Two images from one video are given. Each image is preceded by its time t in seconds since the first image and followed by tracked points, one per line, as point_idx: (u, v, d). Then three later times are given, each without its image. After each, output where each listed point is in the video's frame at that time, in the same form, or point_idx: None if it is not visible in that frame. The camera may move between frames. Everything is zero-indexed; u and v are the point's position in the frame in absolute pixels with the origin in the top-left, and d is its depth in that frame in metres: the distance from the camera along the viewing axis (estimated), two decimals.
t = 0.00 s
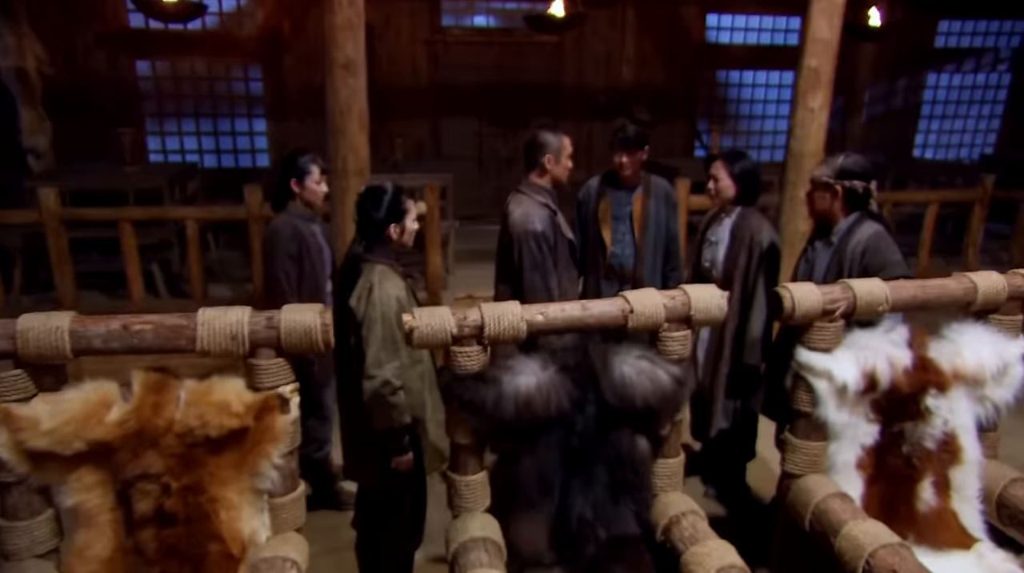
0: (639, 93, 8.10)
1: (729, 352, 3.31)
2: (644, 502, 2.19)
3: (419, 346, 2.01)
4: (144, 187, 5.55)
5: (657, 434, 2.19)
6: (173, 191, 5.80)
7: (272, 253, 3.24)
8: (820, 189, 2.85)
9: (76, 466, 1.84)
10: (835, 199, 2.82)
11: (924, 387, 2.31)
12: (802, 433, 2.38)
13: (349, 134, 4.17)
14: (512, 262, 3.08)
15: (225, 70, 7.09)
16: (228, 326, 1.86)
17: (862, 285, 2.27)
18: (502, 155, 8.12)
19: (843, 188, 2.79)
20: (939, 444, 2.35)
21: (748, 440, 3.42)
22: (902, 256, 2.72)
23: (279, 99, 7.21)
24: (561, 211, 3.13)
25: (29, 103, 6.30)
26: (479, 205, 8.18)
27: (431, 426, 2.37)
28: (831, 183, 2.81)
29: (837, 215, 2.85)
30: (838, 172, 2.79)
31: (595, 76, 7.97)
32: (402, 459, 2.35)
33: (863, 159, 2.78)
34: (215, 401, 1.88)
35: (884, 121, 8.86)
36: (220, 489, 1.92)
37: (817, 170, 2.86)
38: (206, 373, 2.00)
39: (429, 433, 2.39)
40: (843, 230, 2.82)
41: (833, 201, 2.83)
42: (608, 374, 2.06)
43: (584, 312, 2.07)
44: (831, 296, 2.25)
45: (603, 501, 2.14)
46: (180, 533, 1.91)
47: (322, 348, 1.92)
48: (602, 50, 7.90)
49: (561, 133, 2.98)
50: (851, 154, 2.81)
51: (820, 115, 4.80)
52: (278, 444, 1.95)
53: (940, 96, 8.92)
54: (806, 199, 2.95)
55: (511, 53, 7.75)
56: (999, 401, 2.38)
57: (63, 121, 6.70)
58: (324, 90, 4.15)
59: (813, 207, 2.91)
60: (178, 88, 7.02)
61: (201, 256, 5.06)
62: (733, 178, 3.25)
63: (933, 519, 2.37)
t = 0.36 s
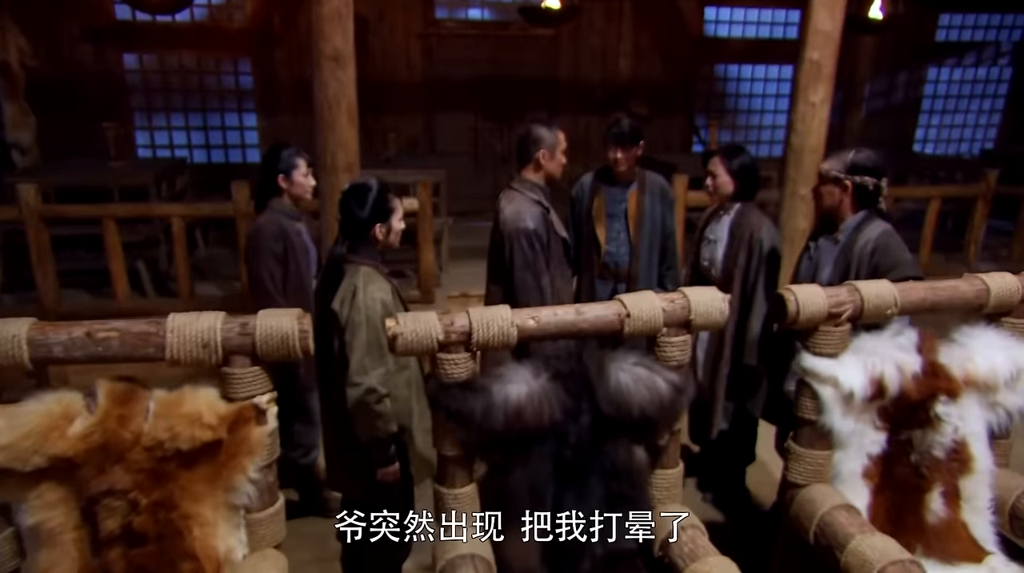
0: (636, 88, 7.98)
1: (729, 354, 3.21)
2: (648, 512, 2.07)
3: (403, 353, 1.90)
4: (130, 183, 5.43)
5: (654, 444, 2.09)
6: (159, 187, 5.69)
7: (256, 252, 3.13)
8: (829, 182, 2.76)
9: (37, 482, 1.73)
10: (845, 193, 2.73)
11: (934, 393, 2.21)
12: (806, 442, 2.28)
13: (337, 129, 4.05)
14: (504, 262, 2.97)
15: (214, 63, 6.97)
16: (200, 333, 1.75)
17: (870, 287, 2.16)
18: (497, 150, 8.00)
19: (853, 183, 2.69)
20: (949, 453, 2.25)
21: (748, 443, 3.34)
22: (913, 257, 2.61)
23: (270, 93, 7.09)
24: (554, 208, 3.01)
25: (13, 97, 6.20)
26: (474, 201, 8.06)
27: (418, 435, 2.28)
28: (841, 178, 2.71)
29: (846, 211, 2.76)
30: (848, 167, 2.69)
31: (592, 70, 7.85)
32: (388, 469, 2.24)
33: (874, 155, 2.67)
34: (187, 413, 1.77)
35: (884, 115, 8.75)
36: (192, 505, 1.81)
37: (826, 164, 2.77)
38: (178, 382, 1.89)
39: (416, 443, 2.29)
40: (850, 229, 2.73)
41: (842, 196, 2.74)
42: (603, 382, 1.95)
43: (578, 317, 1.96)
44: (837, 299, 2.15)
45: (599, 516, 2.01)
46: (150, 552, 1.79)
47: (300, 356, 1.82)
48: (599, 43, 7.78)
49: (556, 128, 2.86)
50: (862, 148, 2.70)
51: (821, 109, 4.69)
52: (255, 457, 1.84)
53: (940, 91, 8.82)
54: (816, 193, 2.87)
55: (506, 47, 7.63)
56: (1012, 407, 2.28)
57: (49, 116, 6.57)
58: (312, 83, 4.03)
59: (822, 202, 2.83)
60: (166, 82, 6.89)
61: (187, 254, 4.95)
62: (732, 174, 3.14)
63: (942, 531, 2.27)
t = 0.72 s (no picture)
0: (632, 82, 7.87)
1: (726, 355, 3.11)
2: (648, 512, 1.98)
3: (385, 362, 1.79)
4: (114, 180, 5.33)
5: (650, 455, 1.99)
6: (145, 184, 5.59)
7: (236, 253, 3.06)
8: (831, 180, 2.65)
9: None
10: (848, 191, 2.63)
11: (942, 401, 2.11)
12: (809, 451, 2.19)
13: (325, 124, 3.96)
14: (495, 261, 2.87)
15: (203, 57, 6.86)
16: (166, 341, 1.64)
17: (877, 290, 2.07)
18: (491, 145, 7.89)
19: (856, 180, 2.60)
20: (957, 463, 2.15)
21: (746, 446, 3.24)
22: (920, 258, 2.53)
23: (259, 86, 6.99)
24: (547, 206, 2.90)
25: None
26: (468, 197, 7.96)
27: (402, 443, 2.18)
28: (843, 176, 2.61)
29: (849, 210, 2.66)
30: (851, 165, 2.59)
31: (588, 64, 7.74)
32: (371, 482, 2.14)
33: (876, 150, 2.58)
34: (153, 427, 1.66)
35: (883, 110, 8.65)
36: (162, 524, 1.70)
37: (825, 162, 2.67)
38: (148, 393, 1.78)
39: (401, 452, 2.19)
40: (855, 229, 2.64)
41: (844, 194, 2.64)
42: (597, 392, 1.84)
43: (570, 324, 1.85)
44: (842, 303, 2.05)
45: (598, 517, 1.90)
46: None
47: (274, 365, 1.71)
48: (595, 36, 7.66)
49: (549, 123, 2.75)
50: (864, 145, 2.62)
51: (821, 104, 4.59)
52: (227, 472, 1.72)
53: (940, 85, 8.73)
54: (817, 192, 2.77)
55: (500, 40, 7.52)
56: None
57: (32, 111, 6.50)
58: (298, 76, 3.94)
59: (824, 201, 2.73)
60: (153, 76, 6.78)
61: (172, 252, 4.85)
62: (731, 169, 3.02)
63: (950, 543, 2.18)
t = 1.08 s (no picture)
0: (627, 77, 7.75)
1: (721, 359, 3.02)
2: (648, 510, 1.88)
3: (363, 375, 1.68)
4: (95, 177, 5.25)
5: (645, 470, 1.88)
6: (126, 181, 5.53)
7: (214, 254, 3.03)
8: (842, 178, 2.51)
9: None
10: (859, 187, 2.54)
11: (950, 412, 2.01)
12: (810, 462, 2.09)
13: (309, 121, 3.95)
14: (482, 263, 2.76)
15: (187, 51, 6.90)
16: (125, 353, 1.53)
17: (882, 294, 1.98)
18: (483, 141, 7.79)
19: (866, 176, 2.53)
20: (965, 475, 2.05)
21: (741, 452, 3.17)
22: (926, 259, 2.45)
23: (245, 83, 7.05)
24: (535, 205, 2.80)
25: None
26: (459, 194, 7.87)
27: (384, 456, 2.06)
28: (857, 171, 2.51)
29: (856, 210, 2.57)
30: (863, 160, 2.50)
31: (582, 59, 7.62)
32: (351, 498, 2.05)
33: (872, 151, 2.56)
34: (113, 445, 1.55)
35: (881, 106, 8.56)
36: (123, 548, 1.58)
37: (829, 161, 2.54)
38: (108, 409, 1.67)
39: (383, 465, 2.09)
40: (858, 230, 2.56)
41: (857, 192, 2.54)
42: (588, 404, 1.74)
43: (559, 333, 1.75)
44: (846, 309, 1.95)
45: (598, 518, 1.78)
46: None
47: (244, 379, 1.60)
48: (589, 30, 7.54)
49: (537, 118, 2.65)
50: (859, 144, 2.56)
51: (819, 100, 4.49)
52: (195, 492, 1.61)
53: (937, 80, 8.66)
54: (817, 193, 2.62)
55: (492, 35, 7.42)
56: None
57: (13, 107, 6.55)
58: (282, 70, 3.90)
59: (830, 206, 2.59)
60: (137, 71, 6.85)
61: (153, 252, 4.76)
62: (727, 168, 2.93)
63: (957, 558, 2.09)
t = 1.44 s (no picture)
0: (625, 73, 7.64)
1: (723, 367, 2.91)
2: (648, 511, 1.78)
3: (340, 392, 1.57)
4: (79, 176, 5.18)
5: (641, 488, 1.77)
6: (111, 179, 5.47)
7: (194, 257, 2.94)
8: (848, 178, 2.41)
9: None
10: (864, 188, 2.44)
11: (961, 425, 1.90)
12: (814, 478, 2.00)
13: (296, 119, 3.88)
14: (471, 268, 2.66)
15: (177, 47, 6.95)
16: (80, 369, 1.42)
17: (890, 302, 1.88)
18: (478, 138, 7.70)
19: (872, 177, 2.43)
20: (978, 492, 1.94)
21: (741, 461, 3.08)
22: (935, 262, 2.32)
23: (235, 80, 7.10)
24: (525, 207, 2.71)
25: None
26: (454, 192, 7.78)
27: (366, 472, 1.96)
28: (863, 171, 2.40)
29: (861, 210, 2.47)
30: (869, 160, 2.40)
31: (578, 55, 7.51)
32: (330, 517, 1.95)
33: (879, 149, 2.45)
34: (70, 469, 1.44)
35: (881, 103, 8.46)
36: None
37: (833, 160, 2.43)
38: (66, 430, 1.56)
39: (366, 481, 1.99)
40: (862, 232, 2.45)
41: (862, 192, 2.44)
42: (581, 422, 1.63)
43: (550, 345, 1.64)
44: (853, 318, 1.85)
45: (598, 517, 1.66)
46: None
47: (212, 397, 1.50)
48: (586, 26, 7.43)
49: (527, 116, 2.58)
50: (864, 141, 2.46)
51: (821, 96, 4.38)
52: (160, 517, 1.51)
53: (938, 77, 8.57)
54: (821, 193, 2.51)
55: (486, 30, 7.35)
56: None
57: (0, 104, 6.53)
58: (267, 66, 3.83)
59: (834, 206, 2.48)
60: (125, 67, 6.86)
61: (137, 253, 4.70)
62: (727, 167, 2.82)
63: None
